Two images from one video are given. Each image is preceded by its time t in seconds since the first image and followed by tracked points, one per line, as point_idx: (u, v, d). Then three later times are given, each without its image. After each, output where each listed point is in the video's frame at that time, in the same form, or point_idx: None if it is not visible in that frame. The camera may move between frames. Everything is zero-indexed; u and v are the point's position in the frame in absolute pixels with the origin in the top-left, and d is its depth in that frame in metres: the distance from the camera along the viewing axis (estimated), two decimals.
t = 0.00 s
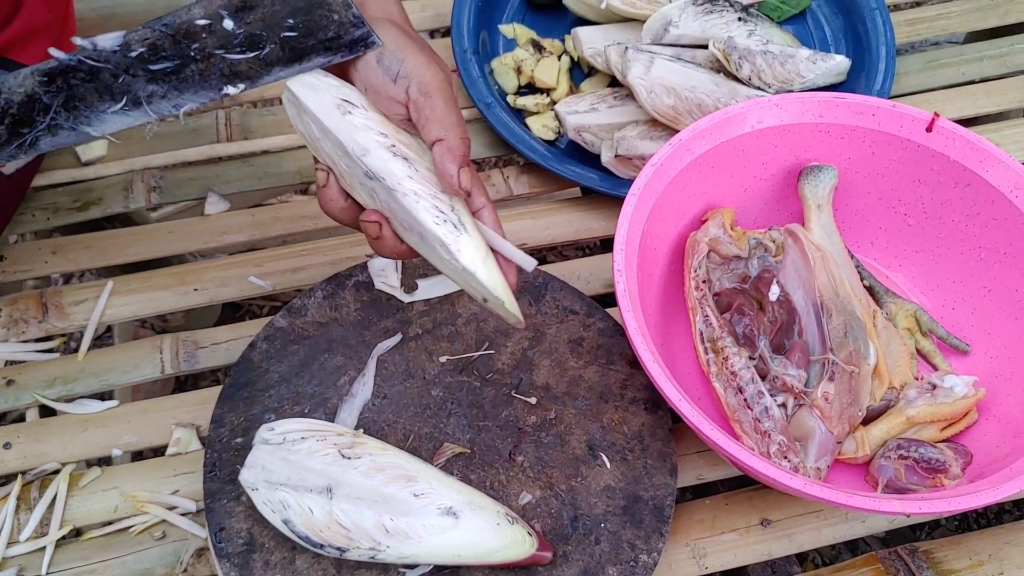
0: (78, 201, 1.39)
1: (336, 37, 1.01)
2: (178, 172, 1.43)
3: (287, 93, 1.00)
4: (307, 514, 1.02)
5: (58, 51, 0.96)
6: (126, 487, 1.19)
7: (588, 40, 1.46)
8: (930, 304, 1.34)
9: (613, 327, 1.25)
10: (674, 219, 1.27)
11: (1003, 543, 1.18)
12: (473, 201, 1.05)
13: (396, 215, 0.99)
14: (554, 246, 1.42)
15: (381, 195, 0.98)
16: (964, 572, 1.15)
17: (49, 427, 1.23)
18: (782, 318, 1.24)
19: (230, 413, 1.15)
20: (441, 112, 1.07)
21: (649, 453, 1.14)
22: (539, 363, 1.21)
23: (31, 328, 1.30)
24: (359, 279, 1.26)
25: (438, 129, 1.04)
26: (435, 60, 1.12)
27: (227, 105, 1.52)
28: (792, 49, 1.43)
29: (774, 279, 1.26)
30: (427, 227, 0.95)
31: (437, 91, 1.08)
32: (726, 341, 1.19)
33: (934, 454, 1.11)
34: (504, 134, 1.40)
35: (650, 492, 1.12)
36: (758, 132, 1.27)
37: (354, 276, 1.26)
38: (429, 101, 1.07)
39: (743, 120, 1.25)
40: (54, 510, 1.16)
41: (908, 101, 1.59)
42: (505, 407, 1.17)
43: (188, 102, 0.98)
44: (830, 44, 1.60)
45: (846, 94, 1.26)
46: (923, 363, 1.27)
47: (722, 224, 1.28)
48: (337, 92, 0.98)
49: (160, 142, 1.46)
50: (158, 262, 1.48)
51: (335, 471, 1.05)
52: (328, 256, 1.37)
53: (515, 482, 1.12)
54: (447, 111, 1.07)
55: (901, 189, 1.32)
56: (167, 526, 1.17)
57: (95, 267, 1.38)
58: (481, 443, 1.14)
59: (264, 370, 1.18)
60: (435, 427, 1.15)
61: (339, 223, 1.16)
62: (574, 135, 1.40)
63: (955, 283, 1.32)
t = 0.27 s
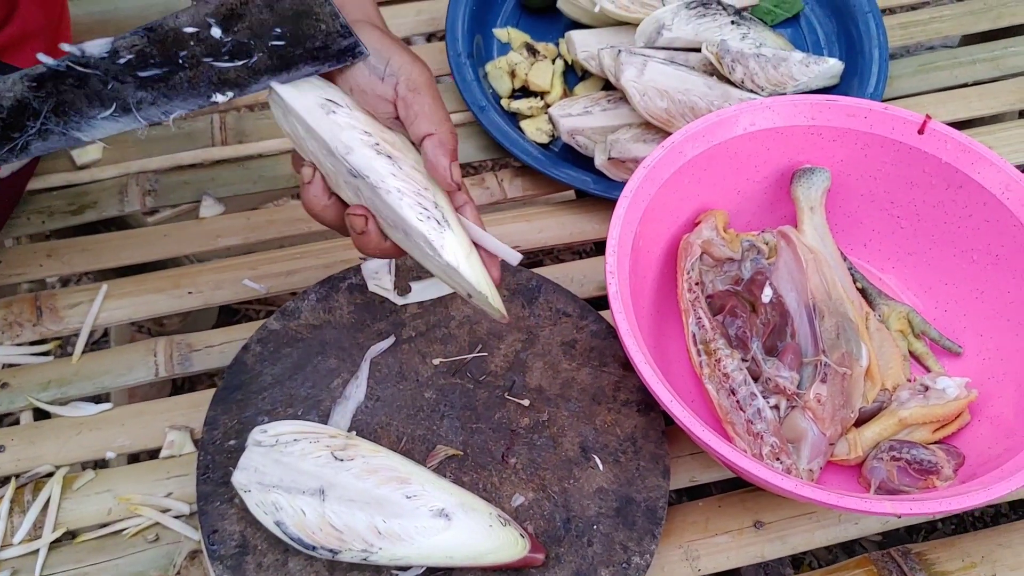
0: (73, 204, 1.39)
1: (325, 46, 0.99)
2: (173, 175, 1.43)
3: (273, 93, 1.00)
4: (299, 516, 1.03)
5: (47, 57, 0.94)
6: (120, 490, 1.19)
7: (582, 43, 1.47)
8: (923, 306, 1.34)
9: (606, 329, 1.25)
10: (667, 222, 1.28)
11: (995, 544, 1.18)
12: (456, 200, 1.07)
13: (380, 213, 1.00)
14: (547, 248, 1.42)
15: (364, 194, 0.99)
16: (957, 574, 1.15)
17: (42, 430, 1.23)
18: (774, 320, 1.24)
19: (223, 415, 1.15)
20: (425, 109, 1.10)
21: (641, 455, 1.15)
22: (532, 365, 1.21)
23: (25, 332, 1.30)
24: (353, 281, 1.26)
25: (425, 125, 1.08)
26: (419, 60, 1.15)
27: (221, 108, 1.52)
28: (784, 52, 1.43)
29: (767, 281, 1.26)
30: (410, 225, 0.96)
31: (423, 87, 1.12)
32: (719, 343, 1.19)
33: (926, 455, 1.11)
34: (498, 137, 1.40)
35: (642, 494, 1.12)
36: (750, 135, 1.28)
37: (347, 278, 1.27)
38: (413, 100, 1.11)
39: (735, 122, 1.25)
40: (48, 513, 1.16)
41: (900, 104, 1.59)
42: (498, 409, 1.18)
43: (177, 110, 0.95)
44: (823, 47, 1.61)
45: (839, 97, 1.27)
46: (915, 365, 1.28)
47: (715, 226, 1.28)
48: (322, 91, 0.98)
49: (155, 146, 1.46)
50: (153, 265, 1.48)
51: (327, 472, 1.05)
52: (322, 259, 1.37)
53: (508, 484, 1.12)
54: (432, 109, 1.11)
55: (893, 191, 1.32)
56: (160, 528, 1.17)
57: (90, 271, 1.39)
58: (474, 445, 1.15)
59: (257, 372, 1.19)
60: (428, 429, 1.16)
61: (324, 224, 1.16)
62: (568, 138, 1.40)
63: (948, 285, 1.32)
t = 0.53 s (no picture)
0: (72, 208, 1.39)
1: (341, 74, 1.04)
2: (172, 179, 1.43)
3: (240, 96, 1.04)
4: (297, 519, 1.03)
5: (62, 80, 0.97)
6: (118, 494, 1.19)
7: (579, 47, 1.47)
8: (921, 308, 1.35)
9: (604, 332, 1.25)
10: (664, 225, 1.29)
11: (995, 546, 1.18)
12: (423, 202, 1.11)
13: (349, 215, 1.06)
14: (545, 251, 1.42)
15: (334, 197, 1.04)
16: None
17: (40, 434, 1.23)
18: (773, 322, 1.24)
19: (222, 418, 1.15)
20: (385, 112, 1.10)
21: (640, 457, 1.15)
22: (530, 367, 1.21)
23: (23, 335, 1.30)
24: (351, 284, 1.26)
25: (384, 130, 1.09)
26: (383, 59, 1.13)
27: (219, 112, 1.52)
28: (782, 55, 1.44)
29: (765, 284, 1.26)
30: (382, 227, 1.03)
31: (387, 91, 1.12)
32: (717, 345, 1.19)
33: (925, 457, 1.11)
34: (496, 140, 1.40)
35: (641, 496, 1.12)
36: (747, 137, 1.28)
37: (346, 281, 1.27)
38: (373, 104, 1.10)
39: (733, 124, 1.26)
40: (46, 517, 1.16)
41: (898, 106, 1.59)
42: (496, 412, 1.17)
43: (192, 134, 1.04)
44: (821, 50, 1.61)
45: (835, 99, 1.27)
46: (914, 367, 1.28)
47: (713, 229, 1.29)
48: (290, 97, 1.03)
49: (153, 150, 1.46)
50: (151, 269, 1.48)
51: (326, 476, 1.05)
52: (320, 262, 1.38)
53: (506, 487, 1.12)
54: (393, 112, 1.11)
55: (890, 193, 1.33)
56: (158, 532, 1.16)
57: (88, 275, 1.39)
58: (473, 447, 1.15)
59: (256, 376, 1.19)
60: (426, 432, 1.16)
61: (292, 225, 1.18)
62: (565, 141, 1.41)
63: (946, 287, 1.32)
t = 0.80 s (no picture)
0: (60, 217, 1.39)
1: (372, 145, 0.98)
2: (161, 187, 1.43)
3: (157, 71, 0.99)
4: (281, 530, 1.02)
5: (90, 132, 0.94)
6: (104, 504, 1.19)
7: (569, 53, 1.46)
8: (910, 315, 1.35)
9: (592, 341, 1.24)
10: (653, 232, 1.28)
11: (983, 555, 1.18)
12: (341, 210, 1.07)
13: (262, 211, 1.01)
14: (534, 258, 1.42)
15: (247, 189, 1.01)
16: None
17: (27, 444, 1.23)
18: (760, 330, 1.24)
19: (207, 428, 1.15)
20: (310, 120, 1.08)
21: (626, 467, 1.14)
22: (517, 376, 1.21)
23: (11, 345, 1.30)
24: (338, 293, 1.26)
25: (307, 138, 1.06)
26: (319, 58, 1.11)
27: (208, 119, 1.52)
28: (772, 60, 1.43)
29: (754, 292, 1.25)
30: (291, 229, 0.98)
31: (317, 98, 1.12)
32: (705, 354, 1.19)
33: (911, 467, 1.11)
34: (485, 148, 1.40)
35: (627, 506, 1.12)
36: (735, 145, 1.27)
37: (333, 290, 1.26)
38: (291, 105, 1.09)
39: (721, 131, 1.25)
40: (31, 527, 1.16)
41: (889, 112, 1.59)
42: (482, 422, 1.17)
43: (216, 199, 0.96)
44: (811, 56, 1.60)
45: (824, 106, 1.27)
46: (903, 376, 1.28)
47: (701, 236, 1.28)
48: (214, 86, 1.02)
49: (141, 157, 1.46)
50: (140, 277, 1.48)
51: (310, 486, 1.05)
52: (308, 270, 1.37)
53: (492, 497, 1.11)
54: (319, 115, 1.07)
55: (879, 201, 1.32)
56: (143, 543, 1.16)
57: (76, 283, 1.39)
58: (458, 457, 1.14)
59: (242, 386, 1.19)
60: (412, 442, 1.15)
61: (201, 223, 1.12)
62: (554, 148, 1.40)
63: (934, 295, 1.32)
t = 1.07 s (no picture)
0: (28, 243, 1.39)
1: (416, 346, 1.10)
2: (130, 213, 1.43)
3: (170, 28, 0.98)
4: (235, 566, 1.03)
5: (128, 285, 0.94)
6: (65, 535, 1.18)
7: (540, 78, 1.46)
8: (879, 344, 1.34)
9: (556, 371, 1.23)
10: (619, 260, 1.27)
11: None
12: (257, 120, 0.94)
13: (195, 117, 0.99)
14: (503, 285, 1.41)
15: (228, 153, 0.97)
16: None
17: None
18: (726, 361, 1.23)
19: (168, 460, 1.15)
20: (274, 49, 0.96)
21: (587, 500, 1.14)
22: (480, 408, 1.20)
23: None
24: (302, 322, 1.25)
25: (259, 62, 0.95)
26: None
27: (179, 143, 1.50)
28: (744, 85, 1.42)
29: (720, 321, 1.25)
30: (259, 167, 0.97)
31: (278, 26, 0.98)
32: (668, 386, 1.18)
33: (873, 502, 1.10)
34: (455, 173, 1.39)
35: (587, 540, 1.11)
36: (702, 173, 1.26)
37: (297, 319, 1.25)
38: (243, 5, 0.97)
39: (687, 159, 1.24)
40: None
41: (865, 136, 1.58)
42: (444, 454, 1.17)
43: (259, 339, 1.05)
44: (786, 79, 1.60)
45: (793, 134, 1.25)
46: (870, 406, 1.27)
47: (668, 265, 1.27)
48: (203, 28, 0.97)
49: (111, 182, 1.45)
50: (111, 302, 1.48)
51: (266, 521, 1.04)
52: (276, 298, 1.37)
53: (452, 530, 1.11)
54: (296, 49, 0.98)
55: (848, 229, 1.31)
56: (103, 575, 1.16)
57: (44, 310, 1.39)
58: (419, 490, 1.14)
59: (204, 417, 1.18)
60: (373, 474, 1.15)
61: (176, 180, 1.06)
62: (523, 175, 1.39)
63: (904, 324, 1.31)
